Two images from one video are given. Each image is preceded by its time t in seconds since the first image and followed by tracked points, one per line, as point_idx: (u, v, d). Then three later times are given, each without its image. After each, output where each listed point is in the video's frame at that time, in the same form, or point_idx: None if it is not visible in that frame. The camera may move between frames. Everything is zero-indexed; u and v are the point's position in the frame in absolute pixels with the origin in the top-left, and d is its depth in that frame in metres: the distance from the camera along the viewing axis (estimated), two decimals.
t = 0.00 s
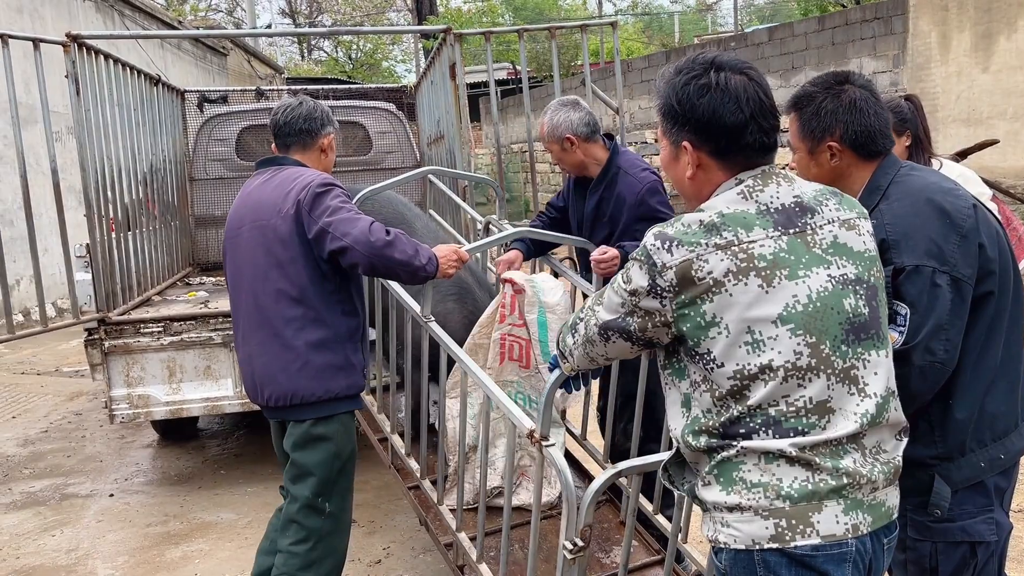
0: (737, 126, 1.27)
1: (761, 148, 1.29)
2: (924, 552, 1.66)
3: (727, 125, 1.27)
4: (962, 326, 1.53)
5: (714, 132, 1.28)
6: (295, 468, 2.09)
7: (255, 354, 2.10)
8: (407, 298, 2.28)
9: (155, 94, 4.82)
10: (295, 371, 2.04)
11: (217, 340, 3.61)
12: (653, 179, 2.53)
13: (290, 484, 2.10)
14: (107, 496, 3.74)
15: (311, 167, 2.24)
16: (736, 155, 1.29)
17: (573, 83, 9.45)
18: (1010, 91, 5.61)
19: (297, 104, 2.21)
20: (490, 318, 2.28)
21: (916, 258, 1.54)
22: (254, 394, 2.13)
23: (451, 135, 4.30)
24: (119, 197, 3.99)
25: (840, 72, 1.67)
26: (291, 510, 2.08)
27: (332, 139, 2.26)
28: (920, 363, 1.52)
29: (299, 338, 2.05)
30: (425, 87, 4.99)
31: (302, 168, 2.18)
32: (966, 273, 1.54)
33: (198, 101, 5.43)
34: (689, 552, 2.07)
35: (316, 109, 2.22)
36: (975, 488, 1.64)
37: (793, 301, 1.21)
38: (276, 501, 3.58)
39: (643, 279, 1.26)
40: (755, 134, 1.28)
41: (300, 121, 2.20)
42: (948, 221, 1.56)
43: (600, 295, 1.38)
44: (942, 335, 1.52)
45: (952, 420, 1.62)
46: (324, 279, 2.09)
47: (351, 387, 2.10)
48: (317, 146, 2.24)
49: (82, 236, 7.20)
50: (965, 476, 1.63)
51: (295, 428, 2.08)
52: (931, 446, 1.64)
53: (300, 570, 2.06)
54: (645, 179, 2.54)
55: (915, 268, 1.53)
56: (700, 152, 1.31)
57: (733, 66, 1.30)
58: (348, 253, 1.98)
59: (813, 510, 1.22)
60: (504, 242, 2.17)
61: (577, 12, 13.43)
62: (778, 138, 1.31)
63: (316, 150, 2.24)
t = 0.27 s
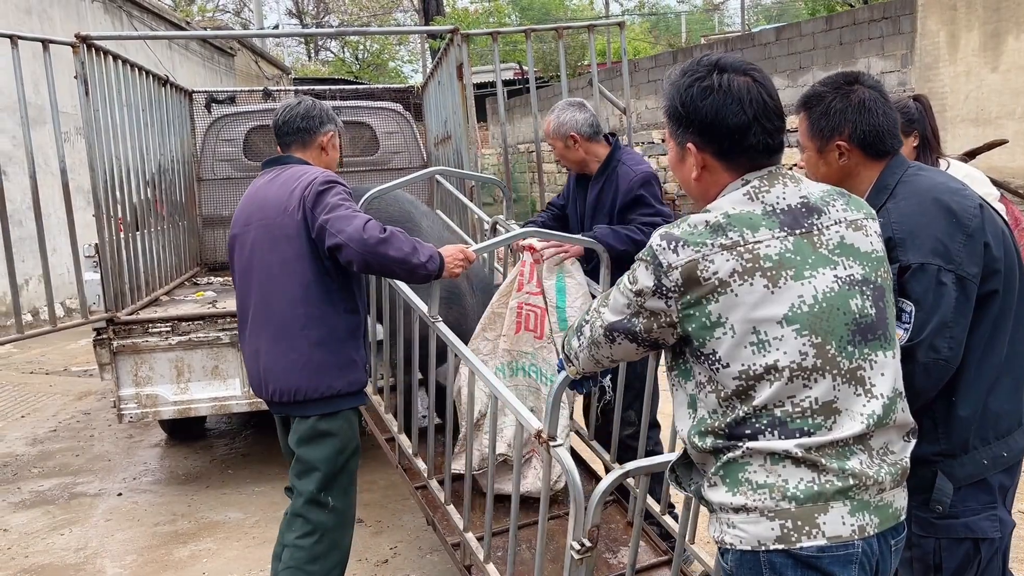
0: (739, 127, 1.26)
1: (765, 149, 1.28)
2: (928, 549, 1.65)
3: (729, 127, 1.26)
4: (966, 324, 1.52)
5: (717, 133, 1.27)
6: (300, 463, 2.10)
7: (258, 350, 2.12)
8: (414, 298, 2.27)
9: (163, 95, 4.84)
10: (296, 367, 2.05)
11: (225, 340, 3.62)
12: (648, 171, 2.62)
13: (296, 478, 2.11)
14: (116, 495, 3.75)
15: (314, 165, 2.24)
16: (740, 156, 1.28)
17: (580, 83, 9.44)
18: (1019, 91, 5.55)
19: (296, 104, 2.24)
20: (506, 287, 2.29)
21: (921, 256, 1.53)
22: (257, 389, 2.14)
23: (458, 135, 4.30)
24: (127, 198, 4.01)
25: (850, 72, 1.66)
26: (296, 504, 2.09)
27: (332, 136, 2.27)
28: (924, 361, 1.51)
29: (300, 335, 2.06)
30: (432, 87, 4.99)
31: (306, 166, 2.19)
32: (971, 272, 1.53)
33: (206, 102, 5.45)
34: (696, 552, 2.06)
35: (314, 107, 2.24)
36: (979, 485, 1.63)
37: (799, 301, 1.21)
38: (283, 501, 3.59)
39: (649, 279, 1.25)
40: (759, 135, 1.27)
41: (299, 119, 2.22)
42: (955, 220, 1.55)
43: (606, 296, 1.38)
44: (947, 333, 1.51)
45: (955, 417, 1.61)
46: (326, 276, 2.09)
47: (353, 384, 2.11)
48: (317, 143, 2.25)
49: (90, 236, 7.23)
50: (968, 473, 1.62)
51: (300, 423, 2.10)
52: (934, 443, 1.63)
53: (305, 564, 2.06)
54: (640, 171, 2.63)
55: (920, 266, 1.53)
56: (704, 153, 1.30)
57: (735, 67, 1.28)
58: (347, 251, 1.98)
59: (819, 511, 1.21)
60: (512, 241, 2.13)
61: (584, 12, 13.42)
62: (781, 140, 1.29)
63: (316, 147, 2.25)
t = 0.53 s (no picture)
0: (742, 132, 1.26)
1: (767, 153, 1.28)
2: (924, 541, 1.65)
3: (732, 132, 1.26)
4: (967, 319, 1.52)
5: (720, 137, 1.27)
6: (304, 454, 2.19)
7: (256, 341, 2.23)
8: (419, 298, 2.27)
9: (170, 96, 4.85)
10: (289, 359, 2.16)
11: (231, 340, 3.63)
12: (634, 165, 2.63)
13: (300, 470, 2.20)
14: (122, 495, 3.77)
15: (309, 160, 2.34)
16: (743, 161, 1.28)
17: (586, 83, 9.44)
18: None
19: (294, 101, 2.33)
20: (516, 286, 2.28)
21: (925, 252, 1.52)
22: (256, 379, 2.26)
23: (463, 135, 4.30)
24: (134, 198, 4.02)
25: (859, 72, 1.67)
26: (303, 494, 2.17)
27: (328, 133, 2.37)
28: (926, 355, 1.51)
29: (294, 328, 2.16)
30: (437, 87, 5.00)
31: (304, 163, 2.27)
32: (972, 269, 1.53)
33: (212, 102, 5.47)
34: (701, 552, 2.05)
35: (310, 104, 2.33)
36: (976, 479, 1.63)
37: (801, 301, 1.20)
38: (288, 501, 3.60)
39: (652, 279, 1.25)
40: (762, 140, 1.26)
41: (296, 116, 2.31)
42: (959, 217, 1.54)
43: (610, 296, 1.38)
44: (949, 327, 1.51)
45: (952, 411, 1.61)
46: (320, 272, 2.18)
47: (345, 377, 2.20)
48: (313, 139, 2.34)
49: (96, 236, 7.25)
50: (963, 466, 1.61)
51: (302, 416, 2.20)
52: (932, 436, 1.63)
53: (314, 549, 2.12)
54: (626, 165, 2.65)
55: (925, 261, 1.52)
56: (707, 156, 1.30)
57: (740, 70, 1.28)
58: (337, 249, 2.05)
59: (821, 514, 1.21)
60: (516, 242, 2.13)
61: (589, 12, 13.41)
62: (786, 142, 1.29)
63: (313, 144, 2.35)
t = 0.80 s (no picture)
0: (745, 130, 1.25)
1: (770, 152, 1.27)
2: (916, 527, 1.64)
3: (733, 130, 1.26)
4: (970, 311, 1.53)
5: (723, 135, 1.27)
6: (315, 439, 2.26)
7: (248, 328, 2.29)
8: (424, 298, 2.27)
9: (175, 96, 4.86)
10: (277, 347, 2.21)
11: (235, 339, 3.63)
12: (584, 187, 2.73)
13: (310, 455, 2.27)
14: (127, 493, 3.77)
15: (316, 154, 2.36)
16: (745, 159, 1.28)
17: (590, 84, 9.43)
18: None
19: (304, 97, 2.37)
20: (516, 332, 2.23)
21: (934, 244, 1.52)
22: (246, 365, 2.31)
23: (467, 135, 4.31)
24: (139, 198, 4.03)
25: (866, 69, 1.67)
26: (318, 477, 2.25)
27: (336, 129, 2.39)
28: (929, 345, 1.51)
29: (283, 317, 2.21)
30: (441, 87, 5.00)
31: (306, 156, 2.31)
32: (976, 263, 1.54)
33: (217, 102, 5.50)
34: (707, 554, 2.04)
35: (320, 100, 2.37)
36: (973, 471, 1.63)
37: (801, 300, 1.20)
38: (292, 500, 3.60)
39: (652, 277, 1.25)
40: (764, 138, 1.26)
41: (305, 111, 2.35)
42: (962, 212, 1.55)
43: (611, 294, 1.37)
44: (952, 319, 1.51)
45: (951, 402, 1.62)
46: (312, 264, 2.22)
47: (332, 368, 2.23)
48: (321, 134, 2.37)
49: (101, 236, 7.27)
50: (961, 454, 1.62)
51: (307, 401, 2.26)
52: (932, 425, 1.63)
53: (331, 529, 2.21)
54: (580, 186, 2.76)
55: (932, 254, 1.52)
56: (710, 154, 1.30)
57: (743, 68, 1.27)
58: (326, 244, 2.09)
59: (822, 514, 1.21)
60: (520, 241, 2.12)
61: (593, 12, 13.42)
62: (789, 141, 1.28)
63: (321, 138, 2.37)
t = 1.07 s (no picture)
0: (746, 131, 1.25)
1: (772, 152, 1.27)
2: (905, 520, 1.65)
3: (733, 130, 1.26)
4: (968, 310, 1.54)
5: (725, 135, 1.27)
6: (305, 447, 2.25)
7: (257, 325, 2.30)
8: (427, 297, 2.27)
9: (179, 96, 4.87)
10: (285, 344, 2.21)
11: (239, 339, 3.64)
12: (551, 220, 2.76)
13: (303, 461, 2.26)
14: (131, 493, 3.78)
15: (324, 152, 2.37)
16: (745, 160, 1.28)
17: (594, 83, 9.43)
18: None
19: (312, 94, 2.37)
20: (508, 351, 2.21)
21: (934, 244, 1.52)
22: (255, 362, 2.32)
23: (471, 135, 4.31)
24: (143, 197, 4.04)
25: (868, 68, 1.66)
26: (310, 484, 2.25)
27: (344, 126, 2.39)
28: (929, 343, 1.52)
29: (292, 315, 2.22)
30: (444, 87, 5.00)
31: (315, 154, 2.32)
32: (976, 262, 1.54)
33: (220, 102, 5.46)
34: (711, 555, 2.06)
35: (328, 98, 2.37)
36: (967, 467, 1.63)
37: (802, 301, 1.20)
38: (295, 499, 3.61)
39: (653, 279, 1.25)
40: (765, 139, 1.26)
41: (313, 108, 2.36)
42: (963, 211, 1.55)
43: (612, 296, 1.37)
44: (952, 317, 1.52)
45: (948, 402, 1.61)
46: (320, 262, 2.22)
47: (339, 366, 2.23)
48: (328, 132, 2.37)
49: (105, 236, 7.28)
50: (961, 453, 1.62)
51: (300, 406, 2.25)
52: (932, 423, 1.63)
53: (326, 538, 2.23)
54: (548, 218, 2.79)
55: (932, 252, 1.52)
56: (711, 154, 1.30)
57: (745, 68, 1.27)
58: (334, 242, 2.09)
59: (824, 516, 1.20)
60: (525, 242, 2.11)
61: (596, 11, 13.41)
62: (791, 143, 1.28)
63: (328, 136, 2.37)
